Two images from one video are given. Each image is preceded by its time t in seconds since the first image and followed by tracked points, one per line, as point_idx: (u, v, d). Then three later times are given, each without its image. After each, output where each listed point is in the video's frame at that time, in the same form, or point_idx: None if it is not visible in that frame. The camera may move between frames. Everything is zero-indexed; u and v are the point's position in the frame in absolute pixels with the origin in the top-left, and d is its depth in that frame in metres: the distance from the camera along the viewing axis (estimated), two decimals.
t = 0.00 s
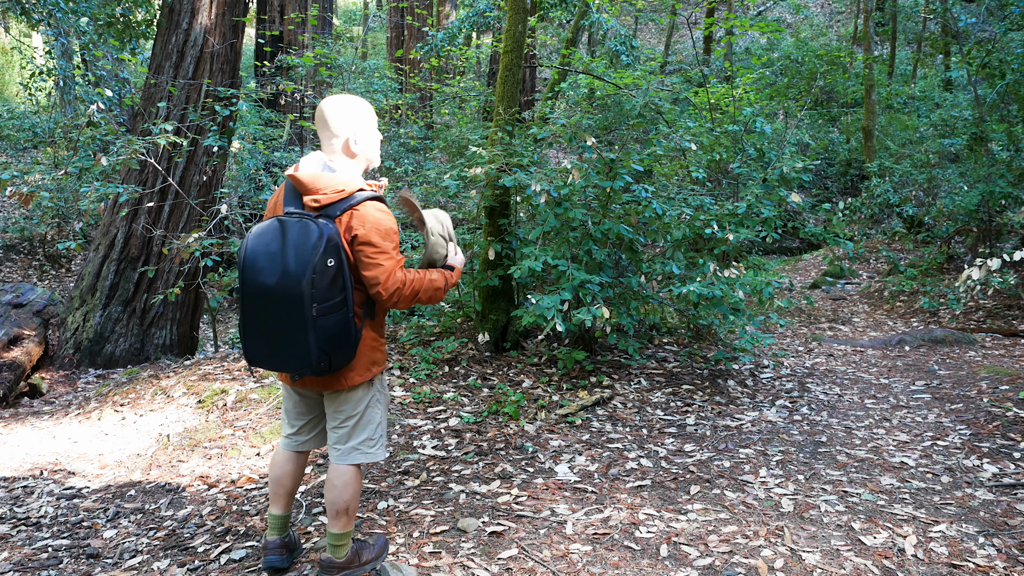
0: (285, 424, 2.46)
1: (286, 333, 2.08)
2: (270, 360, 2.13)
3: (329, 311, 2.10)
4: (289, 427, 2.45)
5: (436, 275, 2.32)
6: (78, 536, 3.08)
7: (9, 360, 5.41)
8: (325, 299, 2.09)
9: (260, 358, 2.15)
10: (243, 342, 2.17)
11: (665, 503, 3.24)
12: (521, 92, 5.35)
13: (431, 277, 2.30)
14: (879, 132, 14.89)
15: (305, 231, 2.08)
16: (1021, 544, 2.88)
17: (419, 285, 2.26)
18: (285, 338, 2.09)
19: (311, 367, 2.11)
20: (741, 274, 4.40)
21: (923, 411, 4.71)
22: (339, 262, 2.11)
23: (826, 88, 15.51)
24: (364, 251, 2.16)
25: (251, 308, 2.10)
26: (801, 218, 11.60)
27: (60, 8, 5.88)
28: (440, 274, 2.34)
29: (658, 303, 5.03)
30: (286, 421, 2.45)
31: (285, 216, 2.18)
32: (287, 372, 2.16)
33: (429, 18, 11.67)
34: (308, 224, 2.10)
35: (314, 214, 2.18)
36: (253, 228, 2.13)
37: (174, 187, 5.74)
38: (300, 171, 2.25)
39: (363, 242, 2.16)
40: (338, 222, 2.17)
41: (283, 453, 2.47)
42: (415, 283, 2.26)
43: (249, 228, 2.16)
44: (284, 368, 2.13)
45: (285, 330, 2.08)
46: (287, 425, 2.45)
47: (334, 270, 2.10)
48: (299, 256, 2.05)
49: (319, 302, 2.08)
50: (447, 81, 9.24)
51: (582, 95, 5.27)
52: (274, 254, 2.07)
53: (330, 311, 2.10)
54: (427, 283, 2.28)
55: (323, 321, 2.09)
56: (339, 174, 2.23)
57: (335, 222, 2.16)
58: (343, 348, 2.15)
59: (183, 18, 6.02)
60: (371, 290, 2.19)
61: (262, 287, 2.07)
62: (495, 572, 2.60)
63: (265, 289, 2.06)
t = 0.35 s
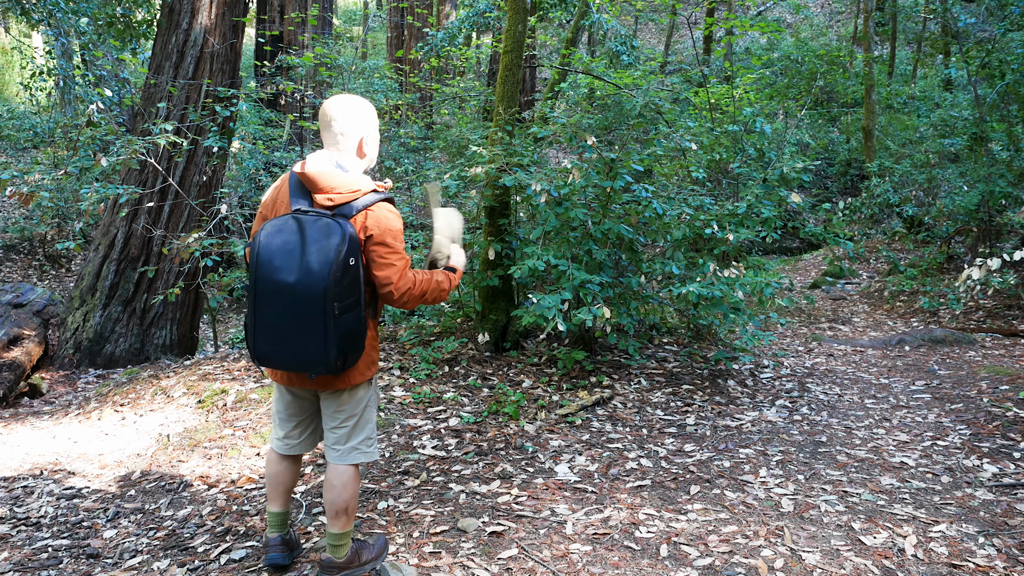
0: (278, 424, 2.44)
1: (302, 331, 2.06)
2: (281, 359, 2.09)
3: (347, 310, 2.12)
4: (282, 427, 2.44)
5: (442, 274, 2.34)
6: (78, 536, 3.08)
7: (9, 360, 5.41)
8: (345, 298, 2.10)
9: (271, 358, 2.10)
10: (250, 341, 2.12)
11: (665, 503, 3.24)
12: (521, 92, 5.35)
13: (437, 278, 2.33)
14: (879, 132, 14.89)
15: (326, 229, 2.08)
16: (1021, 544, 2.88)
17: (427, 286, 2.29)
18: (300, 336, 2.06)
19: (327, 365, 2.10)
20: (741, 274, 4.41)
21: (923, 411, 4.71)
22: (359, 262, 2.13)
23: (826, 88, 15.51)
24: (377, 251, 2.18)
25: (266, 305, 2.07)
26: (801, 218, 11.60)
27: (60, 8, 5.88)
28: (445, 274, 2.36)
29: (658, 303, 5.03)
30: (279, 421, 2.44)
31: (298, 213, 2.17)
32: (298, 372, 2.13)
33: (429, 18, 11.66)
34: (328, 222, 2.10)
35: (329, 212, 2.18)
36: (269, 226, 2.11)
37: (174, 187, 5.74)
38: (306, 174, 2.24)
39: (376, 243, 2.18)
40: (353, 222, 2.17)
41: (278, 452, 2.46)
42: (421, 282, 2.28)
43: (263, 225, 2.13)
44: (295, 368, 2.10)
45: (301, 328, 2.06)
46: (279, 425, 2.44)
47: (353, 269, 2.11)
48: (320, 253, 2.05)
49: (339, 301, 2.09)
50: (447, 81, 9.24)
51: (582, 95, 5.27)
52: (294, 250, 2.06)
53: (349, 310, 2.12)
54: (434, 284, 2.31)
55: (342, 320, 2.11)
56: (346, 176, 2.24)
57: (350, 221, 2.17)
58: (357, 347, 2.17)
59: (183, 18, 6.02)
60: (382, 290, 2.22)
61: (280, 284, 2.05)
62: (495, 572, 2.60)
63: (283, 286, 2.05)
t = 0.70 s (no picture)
0: (267, 426, 2.39)
1: (302, 331, 2.06)
2: (281, 360, 2.09)
3: (347, 309, 2.13)
4: (270, 430, 2.40)
5: (427, 270, 2.33)
6: (78, 536, 3.08)
7: (9, 360, 5.41)
8: (345, 297, 2.11)
9: (271, 359, 2.10)
10: (250, 343, 2.12)
11: (665, 503, 3.24)
12: (521, 92, 5.35)
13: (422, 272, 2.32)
14: (879, 132, 14.89)
15: (324, 231, 2.08)
16: (1021, 544, 2.88)
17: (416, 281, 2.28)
18: (300, 337, 2.07)
19: (329, 365, 2.12)
20: (741, 274, 4.41)
21: (923, 411, 4.71)
22: (355, 261, 2.13)
23: (826, 88, 15.51)
24: (366, 249, 2.17)
25: (266, 306, 2.06)
26: (801, 218, 11.60)
27: (60, 8, 5.87)
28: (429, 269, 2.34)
29: (658, 303, 5.03)
30: (264, 424, 2.40)
31: (291, 215, 2.15)
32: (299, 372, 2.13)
33: (429, 18, 11.66)
34: (325, 224, 2.10)
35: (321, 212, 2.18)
36: (264, 228, 2.09)
37: (174, 187, 5.73)
38: (289, 176, 2.23)
39: (367, 241, 2.17)
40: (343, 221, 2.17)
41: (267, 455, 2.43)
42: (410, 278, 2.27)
43: (257, 228, 2.11)
44: (295, 369, 2.11)
45: (301, 328, 2.06)
46: (267, 428, 2.40)
47: (351, 269, 2.12)
48: (319, 255, 2.05)
49: (339, 300, 2.10)
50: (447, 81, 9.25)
51: (582, 95, 5.27)
52: (292, 252, 2.05)
53: (348, 308, 2.14)
54: (421, 279, 2.30)
55: (342, 319, 2.12)
56: (330, 175, 2.22)
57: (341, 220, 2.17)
58: (357, 344, 2.19)
59: (183, 18, 6.02)
60: (372, 288, 2.21)
61: (279, 286, 2.04)
62: (495, 572, 2.60)
63: (282, 288, 2.04)
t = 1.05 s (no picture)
0: (260, 426, 2.39)
1: (305, 333, 2.09)
2: (287, 364, 2.11)
3: (342, 304, 2.18)
4: (265, 430, 2.39)
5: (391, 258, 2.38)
6: (78, 536, 3.08)
7: (9, 360, 5.41)
8: (339, 292, 2.15)
9: (277, 365, 2.12)
10: (251, 352, 2.12)
11: (665, 503, 3.24)
12: (521, 92, 5.35)
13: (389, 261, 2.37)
14: (879, 132, 14.89)
15: (310, 230, 2.09)
16: (1021, 544, 2.87)
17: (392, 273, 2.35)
18: (304, 338, 2.09)
19: (333, 359, 2.17)
20: (741, 274, 4.41)
21: (923, 411, 4.71)
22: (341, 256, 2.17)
23: (826, 88, 15.50)
24: (346, 241, 2.21)
25: (265, 314, 2.06)
26: (801, 218, 11.60)
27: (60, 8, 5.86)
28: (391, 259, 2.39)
29: (658, 303, 5.03)
30: (258, 424, 2.39)
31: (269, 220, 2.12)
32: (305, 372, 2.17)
33: (429, 18, 11.67)
34: (308, 225, 2.10)
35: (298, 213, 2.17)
36: (249, 236, 2.07)
37: (173, 187, 5.73)
38: (256, 183, 2.19)
39: (346, 234, 2.21)
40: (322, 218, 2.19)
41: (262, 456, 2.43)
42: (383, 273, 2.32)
43: (242, 237, 2.08)
44: (301, 369, 2.14)
45: (303, 330, 2.09)
46: (260, 428, 2.39)
47: (340, 264, 2.15)
48: (311, 256, 2.06)
49: (334, 295, 2.14)
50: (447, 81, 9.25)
51: (583, 95, 5.27)
52: (282, 257, 2.05)
53: (343, 303, 2.18)
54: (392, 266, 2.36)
55: (339, 314, 2.16)
56: (299, 177, 2.22)
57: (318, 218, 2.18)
58: (353, 334, 2.25)
59: (182, 18, 6.01)
60: (355, 278, 2.24)
61: (277, 291, 2.05)
62: (495, 572, 2.60)
63: (280, 293, 2.05)
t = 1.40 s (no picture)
0: (254, 427, 2.41)
1: (322, 322, 2.17)
2: (307, 356, 2.17)
3: (347, 291, 2.27)
4: (261, 429, 2.41)
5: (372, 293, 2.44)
6: (78, 536, 3.08)
7: (10, 360, 5.41)
8: (343, 280, 2.25)
9: (297, 359, 2.17)
10: (269, 351, 2.14)
11: (665, 503, 3.24)
12: (521, 92, 5.35)
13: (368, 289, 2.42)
14: (879, 132, 14.89)
15: (311, 223, 2.16)
16: (1021, 544, 2.87)
17: (379, 297, 2.43)
18: (322, 327, 2.17)
19: (347, 345, 2.27)
20: (741, 275, 4.42)
21: (923, 411, 4.71)
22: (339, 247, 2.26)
23: (826, 88, 15.50)
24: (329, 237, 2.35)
25: (281, 311, 2.10)
26: (801, 218, 11.60)
27: (60, 8, 5.85)
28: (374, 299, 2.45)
29: (658, 303, 5.03)
30: (251, 426, 2.41)
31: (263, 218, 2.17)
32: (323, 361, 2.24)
33: (429, 18, 11.66)
34: (307, 219, 2.16)
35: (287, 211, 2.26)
36: (251, 236, 2.08)
37: (173, 187, 5.73)
38: (240, 186, 2.26)
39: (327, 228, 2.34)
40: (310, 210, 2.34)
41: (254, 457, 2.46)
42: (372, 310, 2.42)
43: (244, 238, 2.08)
44: (319, 358, 2.21)
45: (319, 319, 2.16)
46: (254, 428, 2.41)
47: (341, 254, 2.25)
48: (319, 248, 2.14)
49: (341, 284, 2.23)
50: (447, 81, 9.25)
51: (583, 95, 5.27)
52: (291, 251, 2.10)
53: (347, 291, 2.28)
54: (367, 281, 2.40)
55: (347, 300, 2.26)
56: (282, 177, 2.33)
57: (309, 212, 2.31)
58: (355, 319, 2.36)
59: (183, 18, 6.02)
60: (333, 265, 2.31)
61: (290, 286, 2.09)
62: (495, 572, 2.60)
63: (296, 286, 2.10)
